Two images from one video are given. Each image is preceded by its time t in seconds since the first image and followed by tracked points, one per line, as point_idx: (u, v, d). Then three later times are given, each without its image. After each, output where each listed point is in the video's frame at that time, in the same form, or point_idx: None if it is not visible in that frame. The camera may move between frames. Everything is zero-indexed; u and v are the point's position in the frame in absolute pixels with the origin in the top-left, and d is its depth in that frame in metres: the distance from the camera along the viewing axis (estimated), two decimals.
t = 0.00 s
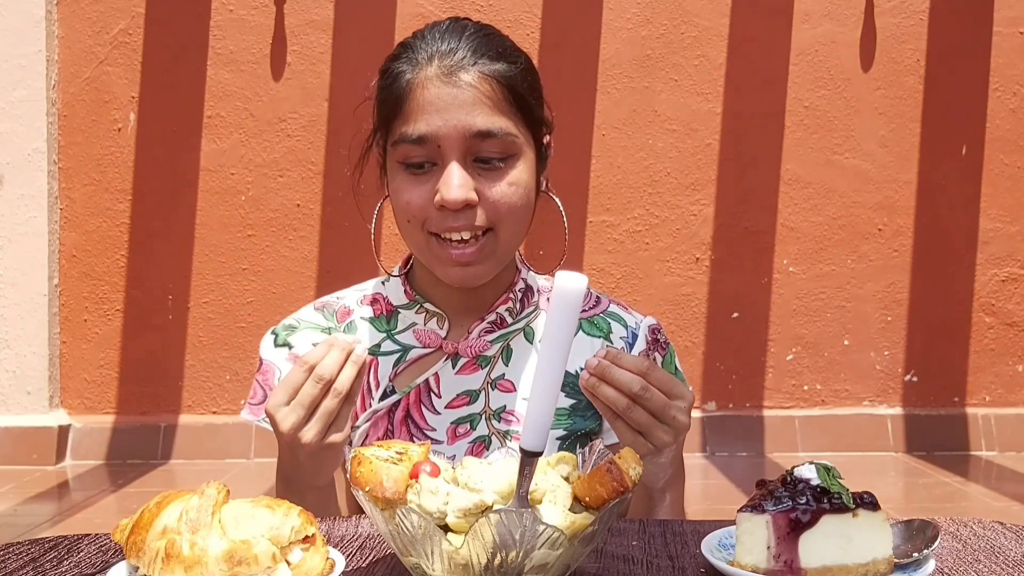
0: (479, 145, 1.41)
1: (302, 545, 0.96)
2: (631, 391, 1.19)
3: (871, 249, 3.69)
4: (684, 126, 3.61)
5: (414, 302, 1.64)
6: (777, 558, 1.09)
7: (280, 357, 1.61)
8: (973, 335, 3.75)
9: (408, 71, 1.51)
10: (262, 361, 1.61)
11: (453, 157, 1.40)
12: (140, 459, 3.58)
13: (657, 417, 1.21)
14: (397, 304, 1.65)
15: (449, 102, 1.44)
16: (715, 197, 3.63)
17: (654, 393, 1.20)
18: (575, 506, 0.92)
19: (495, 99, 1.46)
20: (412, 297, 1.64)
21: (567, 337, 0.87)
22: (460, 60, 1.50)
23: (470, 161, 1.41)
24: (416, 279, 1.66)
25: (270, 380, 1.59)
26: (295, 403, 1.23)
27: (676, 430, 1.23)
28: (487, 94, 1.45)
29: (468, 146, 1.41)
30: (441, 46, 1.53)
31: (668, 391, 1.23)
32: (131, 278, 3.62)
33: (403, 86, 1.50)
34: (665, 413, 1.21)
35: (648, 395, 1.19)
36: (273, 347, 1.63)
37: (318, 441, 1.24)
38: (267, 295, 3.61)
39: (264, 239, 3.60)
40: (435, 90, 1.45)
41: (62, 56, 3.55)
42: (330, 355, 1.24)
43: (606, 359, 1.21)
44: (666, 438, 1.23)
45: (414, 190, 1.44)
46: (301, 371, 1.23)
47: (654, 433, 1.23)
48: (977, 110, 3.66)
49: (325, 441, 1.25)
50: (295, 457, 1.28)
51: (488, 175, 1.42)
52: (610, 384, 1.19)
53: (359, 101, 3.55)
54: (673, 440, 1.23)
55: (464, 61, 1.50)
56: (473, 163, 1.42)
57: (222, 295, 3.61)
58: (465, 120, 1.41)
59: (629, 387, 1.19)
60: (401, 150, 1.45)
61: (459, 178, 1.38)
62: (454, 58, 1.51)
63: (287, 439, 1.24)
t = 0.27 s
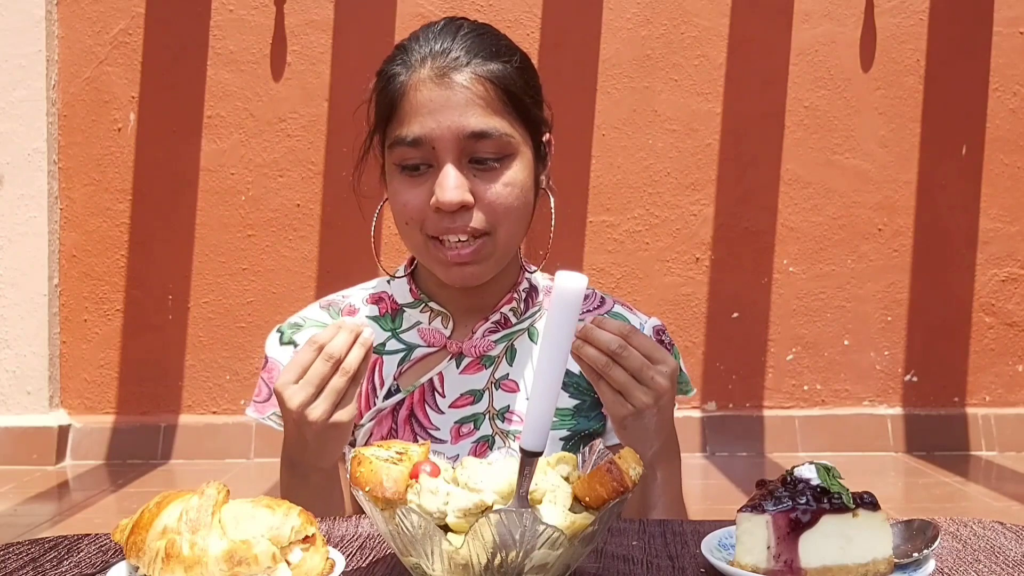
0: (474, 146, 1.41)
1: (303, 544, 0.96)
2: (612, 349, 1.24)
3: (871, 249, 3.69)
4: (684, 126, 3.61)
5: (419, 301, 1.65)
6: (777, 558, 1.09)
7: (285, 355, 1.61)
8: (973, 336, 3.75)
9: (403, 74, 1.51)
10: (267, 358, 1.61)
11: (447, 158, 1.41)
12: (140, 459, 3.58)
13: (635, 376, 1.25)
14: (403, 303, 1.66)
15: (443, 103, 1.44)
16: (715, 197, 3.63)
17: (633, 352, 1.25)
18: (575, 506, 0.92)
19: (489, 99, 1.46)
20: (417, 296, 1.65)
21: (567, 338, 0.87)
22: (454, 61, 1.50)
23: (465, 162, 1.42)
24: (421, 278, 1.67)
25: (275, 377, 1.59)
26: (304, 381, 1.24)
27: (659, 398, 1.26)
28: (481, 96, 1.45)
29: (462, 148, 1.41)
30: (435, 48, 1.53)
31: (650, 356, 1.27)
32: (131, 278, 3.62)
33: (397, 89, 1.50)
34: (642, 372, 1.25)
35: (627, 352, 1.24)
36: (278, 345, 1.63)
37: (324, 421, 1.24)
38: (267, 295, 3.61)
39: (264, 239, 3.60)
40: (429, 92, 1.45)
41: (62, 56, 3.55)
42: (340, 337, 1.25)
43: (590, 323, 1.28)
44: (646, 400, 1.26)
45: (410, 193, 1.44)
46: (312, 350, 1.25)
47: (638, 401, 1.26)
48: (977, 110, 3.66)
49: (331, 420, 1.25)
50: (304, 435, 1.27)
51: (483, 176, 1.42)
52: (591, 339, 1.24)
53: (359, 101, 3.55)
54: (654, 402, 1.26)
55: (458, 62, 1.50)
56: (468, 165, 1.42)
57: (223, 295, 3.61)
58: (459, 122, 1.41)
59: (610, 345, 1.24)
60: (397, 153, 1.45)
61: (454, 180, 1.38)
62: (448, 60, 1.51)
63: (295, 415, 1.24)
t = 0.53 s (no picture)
0: (475, 148, 1.41)
1: (303, 544, 0.96)
2: (617, 373, 1.24)
3: (871, 249, 3.69)
4: (683, 126, 3.60)
5: (419, 302, 1.65)
6: (777, 558, 1.09)
7: (285, 356, 1.62)
8: (973, 335, 3.75)
9: (404, 73, 1.51)
10: (266, 359, 1.62)
11: (448, 159, 1.41)
12: (140, 459, 3.58)
13: (640, 400, 1.26)
14: (402, 304, 1.66)
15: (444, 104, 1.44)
16: (715, 197, 3.63)
17: (639, 375, 1.26)
18: (575, 506, 0.92)
19: (491, 99, 1.46)
20: (416, 297, 1.65)
21: (568, 338, 0.87)
22: (456, 60, 1.50)
23: (466, 163, 1.42)
24: (421, 279, 1.67)
25: (274, 378, 1.59)
26: (291, 410, 1.26)
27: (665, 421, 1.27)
28: (483, 97, 1.45)
29: (463, 149, 1.41)
30: (436, 48, 1.53)
31: (657, 380, 1.27)
32: (131, 278, 3.62)
33: (399, 87, 1.50)
34: (647, 397, 1.26)
35: (632, 376, 1.25)
36: (277, 347, 1.63)
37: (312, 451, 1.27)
38: (267, 295, 3.61)
39: (264, 239, 3.60)
40: (431, 91, 1.45)
41: (62, 56, 3.55)
42: (329, 363, 1.26)
43: (598, 342, 1.28)
44: (651, 424, 1.26)
45: (410, 193, 1.44)
46: (298, 377, 1.26)
47: (642, 424, 1.27)
48: (977, 110, 3.66)
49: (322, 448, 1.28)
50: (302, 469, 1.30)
51: (484, 177, 1.42)
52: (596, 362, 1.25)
53: (359, 101, 3.55)
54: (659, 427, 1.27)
55: (460, 61, 1.49)
56: (469, 166, 1.42)
57: (222, 295, 3.61)
58: (460, 123, 1.41)
59: (615, 369, 1.24)
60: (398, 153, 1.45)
61: (455, 182, 1.39)
62: (449, 59, 1.51)
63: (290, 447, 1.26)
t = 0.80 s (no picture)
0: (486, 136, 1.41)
1: (302, 544, 0.96)
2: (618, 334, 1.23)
3: (871, 248, 3.69)
4: (683, 126, 3.60)
5: (416, 303, 1.65)
6: (777, 558, 1.09)
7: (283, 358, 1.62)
8: (973, 335, 3.75)
9: (413, 64, 1.51)
10: (264, 361, 1.62)
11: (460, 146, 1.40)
12: (140, 459, 3.58)
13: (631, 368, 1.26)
14: (400, 304, 1.66)
15: (455, 93, 1.44)
16: (715, 197, 3.63)
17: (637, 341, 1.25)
18: (575, 506, 0.92)
19: (500, 91, 1.47)
20: (414, 297, 1.66)
21: (568, 337, 0.87)
22: (465, 53, 1.51)
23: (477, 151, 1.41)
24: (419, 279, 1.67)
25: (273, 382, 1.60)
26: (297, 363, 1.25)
27: (650, 388, 1.26)
28: (493, 85, 1.47)
29: (475, 136, 1.41)
30: (445, 41, 1.54)
31: (652, 348, 1.27)
32: (131, 278, 3.62)
33: (408, 78, 1.50)
34: (638, 364, 1.26)
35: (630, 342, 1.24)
36: (274, 347, 1.62)
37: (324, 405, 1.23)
38: (267, 295, 3.61)
39: (264, 239, 3.60)
40: (442, 81, 1.46)
41: (62, 56, 3.56)
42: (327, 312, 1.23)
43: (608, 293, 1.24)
44: (636, 394, 1.25)
45: (419, 180, 1.43)
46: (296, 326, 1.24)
47: (627, 385, 1.26)
48: (977, 110, 3.66)
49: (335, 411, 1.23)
50: (291, 431, 1.27)
51: (494, 165, 1.42)
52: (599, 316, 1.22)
53: (359, 101, 3.55)
54: (643, 398, 1.25)
55: (469, 54, 1.51)
56: (480, 153, 1.42)
57: (223, 295, 3.61)
58: (472, 110, 1.42)
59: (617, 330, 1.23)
60: (406, 141, 1.45)
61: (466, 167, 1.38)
62: (458, 52, 1.52)
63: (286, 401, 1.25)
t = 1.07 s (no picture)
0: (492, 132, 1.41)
1: (302, 545, 0.96)
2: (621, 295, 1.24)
3: (871, 248, 3.69)
4: (684, 126, 3.60)
5: (416, 298, 1.65)
6: (777, 558, 1.09)
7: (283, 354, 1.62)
8: (973, 335, 3.75)
9: (421, 59, 1.52)
10: (263, 357, 1.62)
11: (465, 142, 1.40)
12: (140, 459, 3.58)
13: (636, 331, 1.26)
14: (400, 300, 1.66)
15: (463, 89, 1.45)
16: (715, 197, 3.63)
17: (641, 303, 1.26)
18: (575, 506, 0.92)
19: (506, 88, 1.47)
20: (414, 293, 1.65)
21: (568, 336, 0.87)
22: (473, 50, 1.51)
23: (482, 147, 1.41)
24: (418, 275, 1.67)
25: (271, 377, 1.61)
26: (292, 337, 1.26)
27: (655, 355, 1.26)
28: (500, 81, 1.47)
29: (480, 131, 1.42)
30: (453, 37, 1.55)
31: (657, 312, 1.28)
32: (131, 278, 3.62)
33: (415, 73, 1.51)
34: (643, 327, 1.26)
35: (634, 304, 1.25)
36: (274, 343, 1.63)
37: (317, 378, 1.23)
38: (267, 295, 3.61)
39: (264, 239, 3.60)
40: (450, 76, 1.46)
41: (62, 56, 3.55)
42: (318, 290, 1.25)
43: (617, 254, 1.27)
44: (640, 355, 1.26)
45: (424, 175, 1.43)
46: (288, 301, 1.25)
47: (632, 349, 1.26)
48: (977, 110, 3.66)
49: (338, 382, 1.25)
50: (283, 405, 1.26)
51: (498, 162, 1.42)
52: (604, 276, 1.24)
53: (359, 101, 3.55)
54: (648, 360, 1.26)
55: (477, 51, 1.51)
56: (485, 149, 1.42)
57: (222, 295, 3.61)
58: (479, 105, 1.43)
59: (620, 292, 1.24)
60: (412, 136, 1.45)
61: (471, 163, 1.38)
62: (465, 48, 1.52)
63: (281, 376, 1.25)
